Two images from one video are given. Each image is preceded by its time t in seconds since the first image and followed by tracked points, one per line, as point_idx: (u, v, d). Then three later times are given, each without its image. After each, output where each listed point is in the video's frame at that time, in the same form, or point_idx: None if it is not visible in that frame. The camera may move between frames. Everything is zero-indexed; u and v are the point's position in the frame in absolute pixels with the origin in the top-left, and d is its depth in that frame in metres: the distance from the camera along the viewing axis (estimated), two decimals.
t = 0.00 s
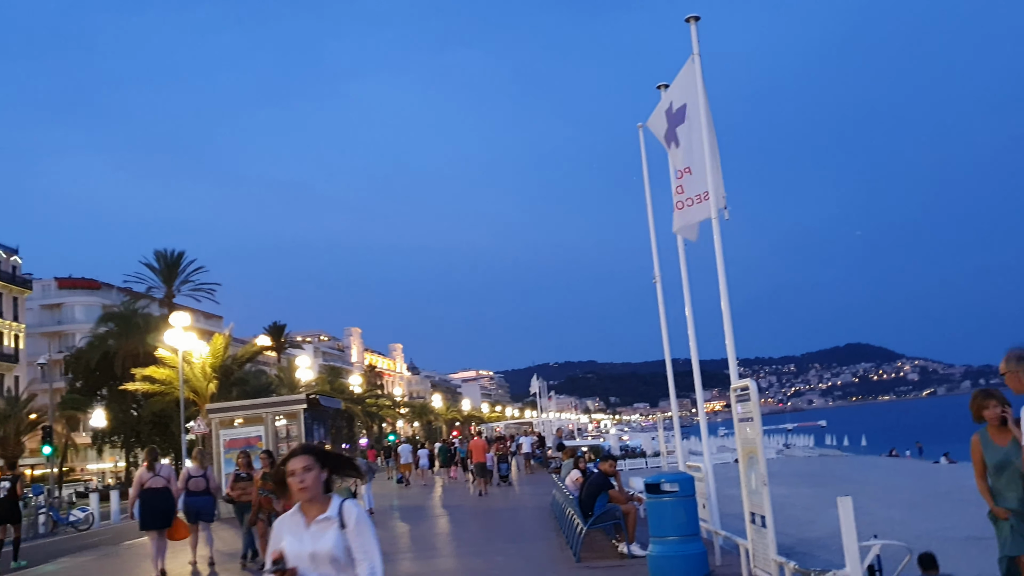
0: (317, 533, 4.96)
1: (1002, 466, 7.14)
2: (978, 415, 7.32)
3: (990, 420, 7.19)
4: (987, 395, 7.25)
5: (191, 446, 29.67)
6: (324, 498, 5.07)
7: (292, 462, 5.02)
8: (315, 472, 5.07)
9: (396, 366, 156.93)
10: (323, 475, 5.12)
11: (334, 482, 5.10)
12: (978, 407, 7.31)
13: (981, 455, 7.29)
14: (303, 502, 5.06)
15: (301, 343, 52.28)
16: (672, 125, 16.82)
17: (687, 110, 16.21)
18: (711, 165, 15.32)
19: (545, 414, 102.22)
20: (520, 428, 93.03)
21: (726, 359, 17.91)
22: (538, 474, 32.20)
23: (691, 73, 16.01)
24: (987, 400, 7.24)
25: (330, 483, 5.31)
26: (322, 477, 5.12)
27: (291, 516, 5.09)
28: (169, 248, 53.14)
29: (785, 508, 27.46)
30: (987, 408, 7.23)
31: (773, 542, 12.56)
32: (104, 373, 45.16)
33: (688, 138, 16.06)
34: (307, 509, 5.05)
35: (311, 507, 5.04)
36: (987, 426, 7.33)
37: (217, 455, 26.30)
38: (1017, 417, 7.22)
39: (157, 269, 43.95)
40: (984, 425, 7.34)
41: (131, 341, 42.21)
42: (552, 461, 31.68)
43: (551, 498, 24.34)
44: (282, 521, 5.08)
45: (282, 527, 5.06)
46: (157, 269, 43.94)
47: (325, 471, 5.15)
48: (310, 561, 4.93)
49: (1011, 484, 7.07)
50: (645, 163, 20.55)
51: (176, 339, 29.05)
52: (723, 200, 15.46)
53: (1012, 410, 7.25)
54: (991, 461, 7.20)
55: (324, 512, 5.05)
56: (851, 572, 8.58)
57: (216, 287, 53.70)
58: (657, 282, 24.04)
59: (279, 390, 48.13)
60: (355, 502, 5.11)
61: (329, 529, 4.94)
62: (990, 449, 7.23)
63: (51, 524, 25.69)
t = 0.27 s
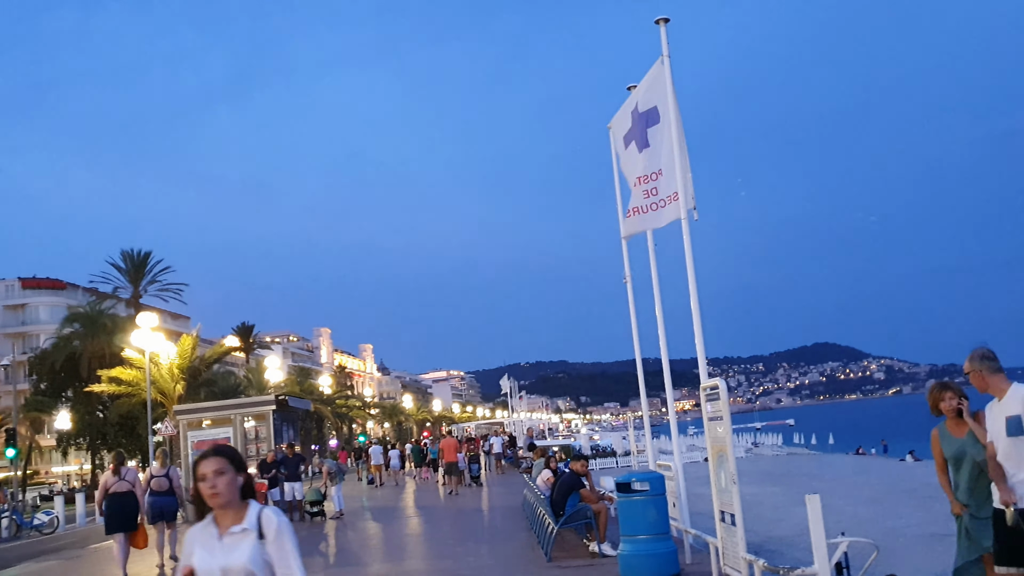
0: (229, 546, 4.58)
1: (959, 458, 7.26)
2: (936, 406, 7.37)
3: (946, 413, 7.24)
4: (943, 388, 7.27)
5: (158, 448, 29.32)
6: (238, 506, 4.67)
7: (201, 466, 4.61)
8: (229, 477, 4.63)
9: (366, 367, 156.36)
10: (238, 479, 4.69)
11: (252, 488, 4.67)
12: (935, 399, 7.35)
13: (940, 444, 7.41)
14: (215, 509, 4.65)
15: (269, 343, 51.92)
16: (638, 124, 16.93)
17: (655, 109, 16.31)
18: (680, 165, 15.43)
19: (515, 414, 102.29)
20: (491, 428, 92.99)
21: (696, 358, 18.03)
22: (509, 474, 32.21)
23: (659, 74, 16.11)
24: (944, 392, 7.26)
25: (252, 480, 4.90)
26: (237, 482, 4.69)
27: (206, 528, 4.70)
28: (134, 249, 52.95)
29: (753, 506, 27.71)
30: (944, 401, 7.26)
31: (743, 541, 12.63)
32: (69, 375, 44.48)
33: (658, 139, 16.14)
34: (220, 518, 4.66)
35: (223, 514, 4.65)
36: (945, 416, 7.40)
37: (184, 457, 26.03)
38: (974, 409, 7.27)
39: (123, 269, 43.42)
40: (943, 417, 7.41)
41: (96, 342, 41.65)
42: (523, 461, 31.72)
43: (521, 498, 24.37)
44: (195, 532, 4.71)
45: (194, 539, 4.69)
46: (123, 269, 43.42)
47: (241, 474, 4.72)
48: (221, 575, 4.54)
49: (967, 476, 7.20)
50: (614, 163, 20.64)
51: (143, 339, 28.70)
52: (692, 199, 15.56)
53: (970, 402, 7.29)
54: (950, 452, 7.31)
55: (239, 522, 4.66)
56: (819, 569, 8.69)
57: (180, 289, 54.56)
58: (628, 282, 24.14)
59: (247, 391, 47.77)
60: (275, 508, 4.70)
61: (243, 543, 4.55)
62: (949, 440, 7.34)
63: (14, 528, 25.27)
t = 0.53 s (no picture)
0: None
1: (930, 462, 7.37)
2: (911, 409, 7.47)
3: (921, 417, 7.33)
4: (919, 391, 7.35)
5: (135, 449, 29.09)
6: (154, 531, 4.22)
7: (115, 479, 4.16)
8: (143, 495, 4.18)
9: (346, 368, 155.92)
10: (154, 498, 4.24)
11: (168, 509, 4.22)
12: (911, 401, 7.43)
13: (914, 447, 7.52)
14: (127, 535, 4.19)
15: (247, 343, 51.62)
16: (617, 126, 16.98)
17: (635, 111, 16.36)
18: (660, 167, 15.49)
19: (495, 415, 102.26)
20: (470, 430, 92.91)
21: (675, 360, 18.10)
22: (489, 475, 32.17)
23: (640, 76, 16.16)
24: (920, 395, 7.35)
25: (170, 501, 4.47)
26: (154, 502, 4.25)
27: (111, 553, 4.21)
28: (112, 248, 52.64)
29: (731, 508, 27.83)
30: (919, 405, 7.35)
31: (722, 542, 12.68)
32: (45, 375, 44.05)
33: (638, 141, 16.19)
34: (132, 545, 4.18)
35: (136, 540, 4.18)
36: (921, 419, 7.49)
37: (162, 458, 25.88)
38: (949, 414, 7.34)
39: (100, 269, 43.07)
40: (918, 420, 7.50)
41: (73, 342, 41.28)
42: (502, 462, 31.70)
43: (500, 499, 24.35)
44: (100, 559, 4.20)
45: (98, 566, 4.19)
46: (100, 268, 43.06)
47: (158, 492, 4.28)
48: None
49: (938, 480, 7.30)
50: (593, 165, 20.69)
51: (120, 339, 28.46)
52: (673, 202, 15.63)
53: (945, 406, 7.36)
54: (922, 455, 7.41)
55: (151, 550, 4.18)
56: (796, 570, 8.74)
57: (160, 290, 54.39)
58: (608, 283, 24.19)
59: (225, 391, 47.49)
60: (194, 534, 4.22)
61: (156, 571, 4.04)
62: (923, 443, 7.45)
63: None
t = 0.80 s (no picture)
0: None
1: (914, 462, 7.43)
2: (899, 408, 7.52)
3: (908, 417, 7.38)
4: (909, 391, 7.40)
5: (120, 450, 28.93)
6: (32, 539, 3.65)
7: None
8: (19, 497, 3.64)
9: (333, 369, 155.57)
10: (34, 501, 3.69)
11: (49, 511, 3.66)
12: (900, 401, 7.48)
13: (900, 446, 7.57)
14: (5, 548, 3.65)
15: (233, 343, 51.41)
16: (607, 128, 17.00)
17: (623, 113, 16.38)
18: (648, 169, 15.54)
19: (482, 417, 102.20)
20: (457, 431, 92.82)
21: (663, 362, 18.15)
22: (476, 477, 32.16)
23: (628, 78, 16.20)
24: (909, 395, 7.40)
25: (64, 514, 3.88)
26: (36, 505, 3.70)
27: None
28: (98, 248, 52.39)
29: (718, 509, 27.91)
30: (907, 405, 7.40)
31: (708, 543, 12.71)
32: (30, 375, 43.75)
33: (626, 145, 16.23)
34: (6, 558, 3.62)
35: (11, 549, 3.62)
36: (909, 419, 7.53)
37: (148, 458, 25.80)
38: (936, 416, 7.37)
39: (86, 269, 42.83)
40: (907, 420, 7.54)
41: (58, 342, 41.04)
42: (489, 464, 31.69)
43: (487, 501, 24.36)
44: None
45: None
46: (86, 268, 42.83)
47: (41, 494, 3.72)
48: None
49: (920, 479, 7.36)
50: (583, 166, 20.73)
51: (106, 340, 28.31)
52: (661, 204, 15.66)
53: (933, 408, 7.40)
54: (906, 455, 7.47)
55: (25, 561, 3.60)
56: (781, 571, 8.77)
57: (145, 291, 54.22)
58: (596, 286, 24.22)
59: (211, 392, 47.32)
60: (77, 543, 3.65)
61: None
62: (908, 444, 7.50)
63: None
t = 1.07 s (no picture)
0: None
1: (901, 465, 7.45)
2: (887, 411, 7.52)
3: (895, 420, 7.40)
4: (895, 394, 7.42)
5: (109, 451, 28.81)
6: None
7: None
8: None
9: (323, 370, 155.19)
10: None
11: None
12: (887, 404, 7.49)
13: (887, 449, 7.58)
14: None
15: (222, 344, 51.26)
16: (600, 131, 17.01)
17: (615, 116, 16.40)
18: (639, 172, 15.56)
19: (472, 420, 102.10)
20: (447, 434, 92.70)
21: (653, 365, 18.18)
22: (466, 479, 32.15)
23: (620, 82, 16.23)
24: (896, 398, 7.42)
25: None
26: None
27: None
28: (87, 248, 52.16)
29: (707, 512, 27.99)
30: (894, 408, 7.42)
31: (698, 546, 12.74)
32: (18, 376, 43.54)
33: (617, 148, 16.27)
34: None
35: None
36: (896, 422, 7.55)
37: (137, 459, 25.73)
38: (923, 418, 7.39)
39: (76, 269, 42.67)
40: (895, 422, 7.56)
41: (47, 343, 40.88)
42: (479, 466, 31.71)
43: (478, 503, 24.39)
44: None
45: None
46: (75, 269, 42.67)
47: None
48: None
49: (909, 482, 7.37)
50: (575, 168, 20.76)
51: (96, 341, 28.22)
52: (652, 207, 15.67)
53: (920, 411, 7.41)
54: (893, 458, 7.49)
55: None
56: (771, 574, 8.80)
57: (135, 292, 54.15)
58: (587, 288, 24.26)
59: (201, 395, 47.19)
60: None
61: None
62: (896, 446, 7.51)
63: None
